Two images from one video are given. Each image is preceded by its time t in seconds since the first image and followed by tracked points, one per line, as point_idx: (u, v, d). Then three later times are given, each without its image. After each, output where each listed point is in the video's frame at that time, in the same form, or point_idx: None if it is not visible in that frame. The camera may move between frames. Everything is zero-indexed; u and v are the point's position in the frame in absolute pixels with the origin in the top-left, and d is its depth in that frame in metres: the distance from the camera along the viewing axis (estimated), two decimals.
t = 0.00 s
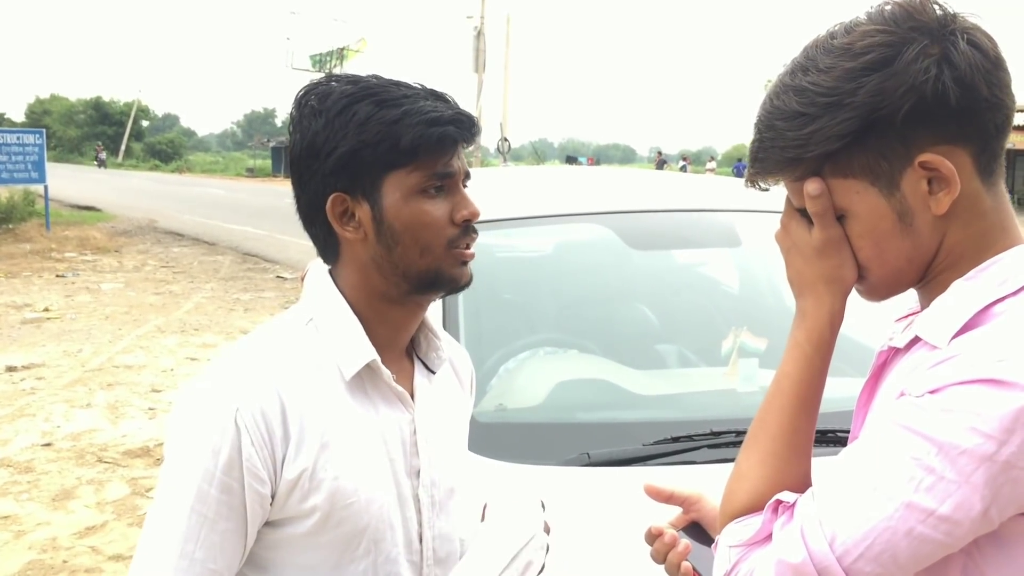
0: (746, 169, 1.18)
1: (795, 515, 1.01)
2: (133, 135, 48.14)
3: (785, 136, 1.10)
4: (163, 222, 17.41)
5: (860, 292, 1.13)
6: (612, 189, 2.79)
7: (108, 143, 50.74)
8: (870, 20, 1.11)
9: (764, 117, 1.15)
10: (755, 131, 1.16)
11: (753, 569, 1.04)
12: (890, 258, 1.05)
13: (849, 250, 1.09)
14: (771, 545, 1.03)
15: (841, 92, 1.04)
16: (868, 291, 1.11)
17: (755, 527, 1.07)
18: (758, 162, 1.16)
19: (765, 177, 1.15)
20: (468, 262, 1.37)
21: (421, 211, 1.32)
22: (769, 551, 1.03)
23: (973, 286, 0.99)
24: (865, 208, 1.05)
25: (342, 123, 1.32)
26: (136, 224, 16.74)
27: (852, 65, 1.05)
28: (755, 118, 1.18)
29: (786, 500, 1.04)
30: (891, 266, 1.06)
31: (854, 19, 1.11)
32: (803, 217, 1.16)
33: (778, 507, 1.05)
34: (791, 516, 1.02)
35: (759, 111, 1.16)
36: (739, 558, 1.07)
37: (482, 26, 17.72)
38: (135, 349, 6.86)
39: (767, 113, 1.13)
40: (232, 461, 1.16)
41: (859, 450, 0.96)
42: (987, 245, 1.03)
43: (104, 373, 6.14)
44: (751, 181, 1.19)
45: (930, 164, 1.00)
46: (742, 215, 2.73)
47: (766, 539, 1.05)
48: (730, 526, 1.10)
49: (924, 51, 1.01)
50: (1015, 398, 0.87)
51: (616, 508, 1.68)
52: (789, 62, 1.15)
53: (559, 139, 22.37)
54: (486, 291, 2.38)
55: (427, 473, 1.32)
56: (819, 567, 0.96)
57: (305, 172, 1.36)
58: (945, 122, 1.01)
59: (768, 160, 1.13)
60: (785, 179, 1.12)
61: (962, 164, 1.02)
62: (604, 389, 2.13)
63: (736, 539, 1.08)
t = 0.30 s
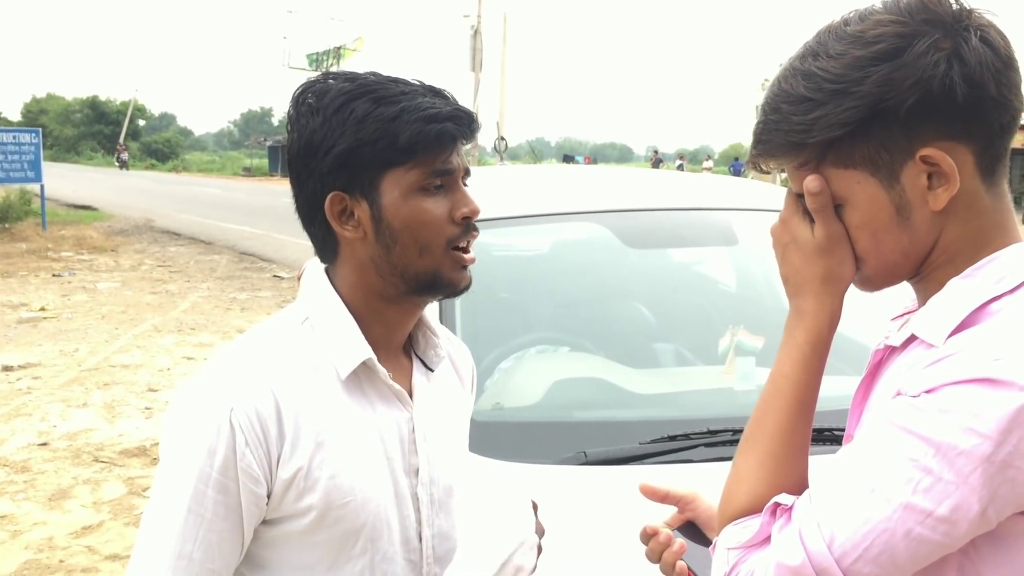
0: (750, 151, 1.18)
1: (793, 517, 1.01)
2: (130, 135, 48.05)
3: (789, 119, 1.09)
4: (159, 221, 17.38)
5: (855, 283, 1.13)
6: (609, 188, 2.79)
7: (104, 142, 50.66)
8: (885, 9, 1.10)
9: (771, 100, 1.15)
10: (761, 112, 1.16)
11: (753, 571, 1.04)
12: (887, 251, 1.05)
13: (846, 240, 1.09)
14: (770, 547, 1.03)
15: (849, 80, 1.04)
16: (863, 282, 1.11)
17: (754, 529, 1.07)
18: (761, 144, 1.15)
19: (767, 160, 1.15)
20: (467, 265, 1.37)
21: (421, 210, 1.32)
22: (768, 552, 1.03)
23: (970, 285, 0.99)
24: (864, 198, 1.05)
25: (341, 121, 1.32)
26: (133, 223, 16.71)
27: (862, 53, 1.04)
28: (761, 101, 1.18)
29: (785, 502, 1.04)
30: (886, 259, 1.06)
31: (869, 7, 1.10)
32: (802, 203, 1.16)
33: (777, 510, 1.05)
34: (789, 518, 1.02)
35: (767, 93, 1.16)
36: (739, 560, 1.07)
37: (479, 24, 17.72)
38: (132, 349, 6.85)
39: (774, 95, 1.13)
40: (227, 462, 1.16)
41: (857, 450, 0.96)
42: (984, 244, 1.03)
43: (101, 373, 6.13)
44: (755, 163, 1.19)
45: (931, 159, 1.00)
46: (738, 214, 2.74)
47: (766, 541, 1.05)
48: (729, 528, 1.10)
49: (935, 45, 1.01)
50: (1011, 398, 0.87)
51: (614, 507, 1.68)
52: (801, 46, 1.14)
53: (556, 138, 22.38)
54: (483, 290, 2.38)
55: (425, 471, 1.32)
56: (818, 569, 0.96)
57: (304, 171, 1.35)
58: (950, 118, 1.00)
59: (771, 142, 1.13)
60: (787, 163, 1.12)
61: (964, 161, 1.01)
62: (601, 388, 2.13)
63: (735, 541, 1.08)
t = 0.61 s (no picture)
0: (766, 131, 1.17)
1: (793, 520, 1.01)
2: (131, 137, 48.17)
3: (810, 102, 1.08)
4: (160, 224, 17.39)
5: (856, 276, 1.12)
6: (610, 191, 2.80)
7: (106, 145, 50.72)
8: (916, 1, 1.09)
9: (793, 82, 1.13)
10: (783, 95, 1.15)
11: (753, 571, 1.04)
12: (892, 244, 1.05)
13: (852, 231, 1.08)
14: (770, 548, 1.03)
15: (874, 67, 1.02)
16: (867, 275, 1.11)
17: (754, 529, 1.06)
18: (779, 125, 1.14)
19: (782, 142, 1.13)
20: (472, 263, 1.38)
21: (426, 216, 1.33)
22: (768, 554, 1.02)
23: (972, 287, 1.00)
24: (874, 188, 1.04)
25: (340, 130, 1.29)
26: (134, 226, 16.73)
27: (890, 42, 1.03)
28: (784, 86, 1.17)
29: (785, 504, 1.04)
30: (891, 252, 1.06)
31: None
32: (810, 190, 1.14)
33: (777, 511, 1.05)
34: (789, 521, 1.02)
35: (790, 76, 1.14)
36: (738, 561, 1.07)
37: (479, 27, 17.74)
38: (132, 351, 6.86)
39: (796, 78, 1.12)
40: (235, 467, 1.16)
41: (857, 453, 0.97)
42: (989, 246, 1.04)
43: (102, 375, 6.14)
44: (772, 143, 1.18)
45: (948, 154, 1.00)
46: (738, 217, 2.74)
47: (765, 543, 1.05)
48: (728, 528, 1.10)
49: (964, 40, 1.00)
50: (1010, 403, 0.87)
51: (612, 509, 1.68)
52: (828, 32, 1.13)
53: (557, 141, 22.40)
54: (484, 292, 2.38)
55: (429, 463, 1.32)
56: (817, 571, 0.96)
57: (302, 180, 1.34)
58: (971, 114, 1.00)
59: (788, 124, 1.11)
60: (801, 146, 1.10)
61: (979, 160, 1.01)
62: (601, 391, 2.13)
63: (735, 542, 1.07)
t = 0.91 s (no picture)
0: (779, 123, 1.16)
1: (791, 516, 1.01)
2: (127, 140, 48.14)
3: (827, 94, 1.07)
4: (157, 227, 17.37)
5: (861, 273, 1.13)
6: (608, 193, 2.80)
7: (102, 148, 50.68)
8: None
9: (808, 75, 1.13)
10: (797, 87, 1.14)
11: (750, 567, 1.04)
12: (900, 240, 1.05)
13: (860, 227, 1.09)
14: (767, 544, 1.03)
15: (895, 60, 1.02)
16: (874, 273, 1.11)
17: (751, 524, 1.06)
18: (792, 115, 1.13)
19: (796, 133, 1.13)
20: (444, 271, 1.37)
21: (396, 205, 1.31)
22: (765, 549, 1.02)
23: (975, 289, 1.00)
24: (887, 184, 1.04)
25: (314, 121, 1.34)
26: (131, 229, 16.72)
27: (911, 35, 1.02)
28: (796, 79, 1.16)
29: (784, 500, 1.04)
30: (899, 248, 1.06)
31: None
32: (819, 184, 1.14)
33: (775, 507, 1.05)
34: (786, 518, 1.02)
35: (804, 68, 1.14)
36: (734, 555, 1.07)
37: (477, 30, 17.76)
38: (129, 354, 6.85)
39: (812, 70, 1.11)
40: (242, 490, 1.13)
41: (856, 451, 0.97)
42: (997, 246, 1.04)
43: (99, 379, 6.12)
44: (783, 134, 1.17)
45: (962, 151, 1.00)
46: (736, 219, 2.75)
47: (763, 538, 1.05)
48: (725, 522, 1.10)
49: (984, 36, 1.00)
50: (1014, 404, 0.87)
51: (611, 510, 1.68)
52: (845, 27, 1.13)
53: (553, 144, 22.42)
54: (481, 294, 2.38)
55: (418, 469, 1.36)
56: (813, 567, 0.96)
57: (281, 173, 1.37)
58: (989, 111, 1.00)
59: (803, 115, 1.11)
60: (816, 138, 1.10)
61: (993, 159, 1.01)
62: (595, 394, 2.13)
63: (732, 536, 1.07)
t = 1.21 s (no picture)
0: (786, 120, 1.17)
1: (793, 512, 1.01)
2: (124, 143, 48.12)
3: (836, 90, 1.08)
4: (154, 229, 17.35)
5: (865, 271, 1.13)
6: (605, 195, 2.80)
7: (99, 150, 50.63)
8: None
9: (816, 71, 1.13)
10: (805, 82, 1.15)
11: (752, 562, 1.04)
12: (905, 240, 1.05)
13: (865, 225, 1.09)
14: (769, 540, 1.03)
15: (905, 57, 1.02)
16: (877, 272, 1.11)
17: (754, 520, 1.06)
18: (800, 113, 1.14)
19: (803, 130, 1.13)
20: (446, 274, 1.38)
21: (406, 211, 1.32)
22: (767, 544, 1.02)
23: (978, 290, 1.00)
24: (894, 182, 1.04)
25: (326, 125, 1.32)
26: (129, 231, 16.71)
27: (921, 34, 1.03)
28: (804, 75, 1.16)
29: (787, 496, 1.04)
30: (903, 248, 1.06)
31: None
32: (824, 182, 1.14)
33: (777, 503, 1.05)
34: (789, 513, 1.02)
35: (813, 65, 1.15)
36: (735, 550, 1.06)
37: (473, 32, 17.78)
38: (127, 357, 6.84)
39: (821, 68, 1.12)
40: (263, 487, 1.14)
41: (859, 448, 0.97)
42: (999, 247, 1.04)
43: (96, 381, 6.12)
44: (790, 131, 1.18)
45: (969, 150, 1.00)
46: (733, 220, 2.75)
47: (765, 533, 1.05)
48: (728, 517, 1.09)
49: (993, 36, 1.01)
50: (1018, 405, 0.87)
51: (611, 510, 1.68)
52: (853, 25, 1.13)
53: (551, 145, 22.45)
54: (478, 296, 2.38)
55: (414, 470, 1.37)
56: (815, 564, 0.96)
57: (285, 175, 1.35)
58: (996, 110, 1.00)
59: (811, 112, 1.11)
60: (823, 135, 1.10)
61: (999, 159, 1.01)
62: (592, 395, 2.13)
63: (734, 531, 1.07)
